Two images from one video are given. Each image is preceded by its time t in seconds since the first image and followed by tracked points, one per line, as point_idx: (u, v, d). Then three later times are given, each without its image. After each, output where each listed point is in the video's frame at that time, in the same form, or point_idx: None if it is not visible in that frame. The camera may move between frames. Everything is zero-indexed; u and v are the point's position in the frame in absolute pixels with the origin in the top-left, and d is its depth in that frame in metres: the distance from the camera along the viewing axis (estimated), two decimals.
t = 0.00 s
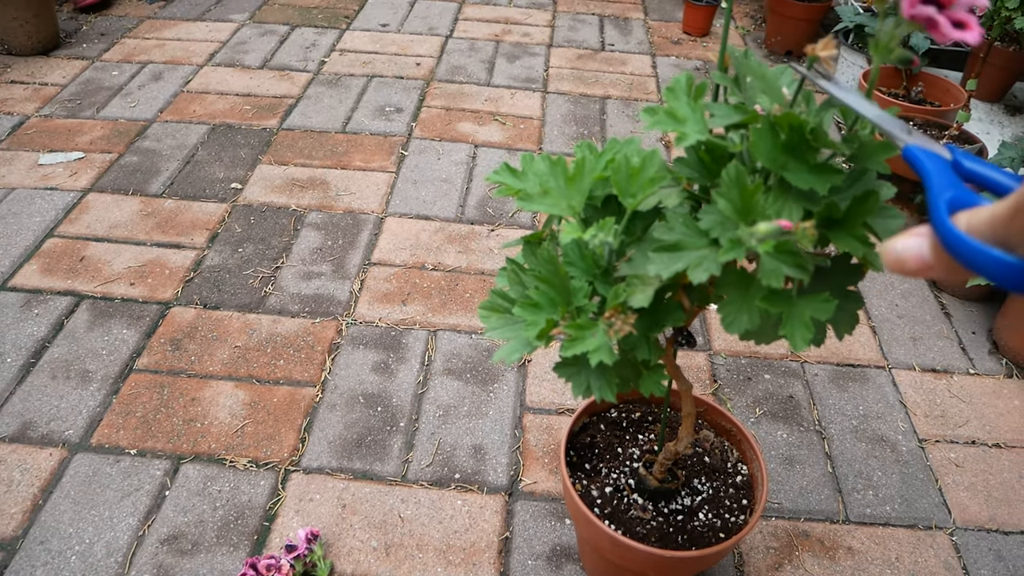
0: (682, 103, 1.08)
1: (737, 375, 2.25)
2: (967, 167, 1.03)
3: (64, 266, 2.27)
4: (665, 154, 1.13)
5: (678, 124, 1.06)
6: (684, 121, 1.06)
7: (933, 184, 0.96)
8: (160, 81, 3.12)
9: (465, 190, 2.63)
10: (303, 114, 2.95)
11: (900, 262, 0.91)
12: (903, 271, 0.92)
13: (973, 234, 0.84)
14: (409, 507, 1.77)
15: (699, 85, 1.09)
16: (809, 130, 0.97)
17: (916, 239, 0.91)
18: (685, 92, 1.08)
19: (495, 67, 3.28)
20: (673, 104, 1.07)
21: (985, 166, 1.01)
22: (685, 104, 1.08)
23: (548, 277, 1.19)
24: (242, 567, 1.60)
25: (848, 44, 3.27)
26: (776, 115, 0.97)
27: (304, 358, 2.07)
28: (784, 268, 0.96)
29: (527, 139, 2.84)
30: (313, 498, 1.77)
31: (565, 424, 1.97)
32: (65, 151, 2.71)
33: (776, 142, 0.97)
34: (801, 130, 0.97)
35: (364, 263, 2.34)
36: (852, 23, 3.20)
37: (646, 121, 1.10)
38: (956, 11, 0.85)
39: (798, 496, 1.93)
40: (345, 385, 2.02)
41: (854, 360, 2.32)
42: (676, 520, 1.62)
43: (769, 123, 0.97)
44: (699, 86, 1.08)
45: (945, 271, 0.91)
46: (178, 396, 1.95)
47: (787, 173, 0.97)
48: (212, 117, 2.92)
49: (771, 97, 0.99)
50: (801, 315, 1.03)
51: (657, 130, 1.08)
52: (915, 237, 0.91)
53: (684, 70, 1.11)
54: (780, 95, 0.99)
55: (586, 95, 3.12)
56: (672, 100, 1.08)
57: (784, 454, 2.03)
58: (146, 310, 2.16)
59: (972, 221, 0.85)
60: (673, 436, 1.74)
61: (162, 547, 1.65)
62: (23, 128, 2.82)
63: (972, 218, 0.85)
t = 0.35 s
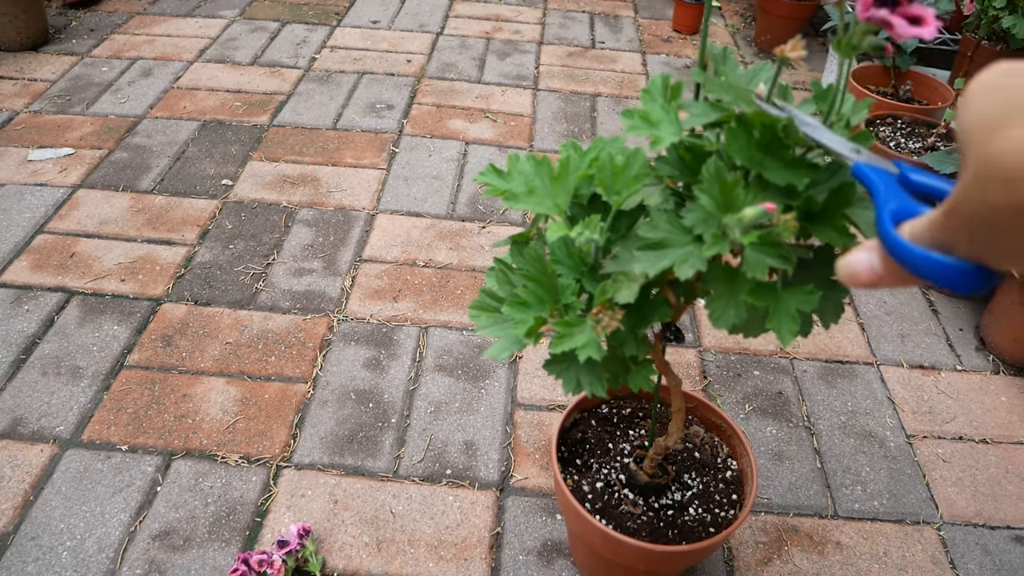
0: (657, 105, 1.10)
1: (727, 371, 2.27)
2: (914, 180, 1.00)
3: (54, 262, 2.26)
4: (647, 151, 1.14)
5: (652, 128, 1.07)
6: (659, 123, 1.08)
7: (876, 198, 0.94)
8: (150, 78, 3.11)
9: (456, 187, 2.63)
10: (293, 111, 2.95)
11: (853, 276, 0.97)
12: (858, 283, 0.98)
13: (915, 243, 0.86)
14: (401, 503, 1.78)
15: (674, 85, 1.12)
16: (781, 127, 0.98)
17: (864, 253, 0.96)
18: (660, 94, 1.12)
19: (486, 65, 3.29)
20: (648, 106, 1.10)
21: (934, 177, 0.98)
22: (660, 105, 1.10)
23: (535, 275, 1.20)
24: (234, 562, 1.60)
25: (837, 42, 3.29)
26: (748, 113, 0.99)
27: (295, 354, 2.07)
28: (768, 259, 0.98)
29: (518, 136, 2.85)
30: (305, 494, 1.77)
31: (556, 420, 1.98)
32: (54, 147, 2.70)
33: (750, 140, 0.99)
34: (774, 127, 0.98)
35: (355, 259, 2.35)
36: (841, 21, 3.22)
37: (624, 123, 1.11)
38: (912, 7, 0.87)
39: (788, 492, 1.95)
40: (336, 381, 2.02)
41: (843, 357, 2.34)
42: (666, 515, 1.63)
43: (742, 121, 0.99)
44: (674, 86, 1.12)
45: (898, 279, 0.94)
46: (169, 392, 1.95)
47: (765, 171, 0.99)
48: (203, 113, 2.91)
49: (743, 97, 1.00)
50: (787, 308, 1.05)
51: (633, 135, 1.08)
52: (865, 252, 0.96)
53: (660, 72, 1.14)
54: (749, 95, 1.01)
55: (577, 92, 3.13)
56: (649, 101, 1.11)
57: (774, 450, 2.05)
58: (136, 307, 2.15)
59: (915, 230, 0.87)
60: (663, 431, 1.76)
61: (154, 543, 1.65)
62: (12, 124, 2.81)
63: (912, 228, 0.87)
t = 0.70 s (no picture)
0: (636, 114, 1.10)
1: (718, 369, 2.29)
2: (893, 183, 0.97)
3: (46, 259, 2.26)
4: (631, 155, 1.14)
5: (627, 140, 1.08)
6: (634, 135, 1.09)
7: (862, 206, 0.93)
8: (141, 75, 3.11)
9: (448, 185, 2.64)
10: (285, 109, 2.95)
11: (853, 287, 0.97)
12: (859, 294, 0.98)
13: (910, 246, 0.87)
14: (393, 500, 1.79)
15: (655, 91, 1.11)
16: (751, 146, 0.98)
17: (860, 264, 0.97)
18: (642, 102, 1.11)
19: (477, 63, 3.29)
20: (626, 117, 1.10)
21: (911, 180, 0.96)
22: (639, 114, 1.10)
23: (523, 273, 1.21)
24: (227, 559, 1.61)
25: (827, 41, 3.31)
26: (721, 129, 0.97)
27: (287, 352, 2.07)
28: (744, 272, 0.98)
29: (510, 134, 2.86)
30: (297, 491, 1.78)
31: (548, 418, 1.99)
32: (45, 145, 2.69)
33: (724, 155, 1.00)
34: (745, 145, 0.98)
35: (347, 257, 2.35)
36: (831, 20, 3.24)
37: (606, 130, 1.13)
38: (895, 56, 0.82)
39: (779, 488, 1.97)
40: (329, 378, 2.03)
41: (833, 355, 2.36)
42: (658, 511, 1.65)
43: (715, 139, 1.00)
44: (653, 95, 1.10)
45: (897, 286, 0.95)
46: (161, 390, 1.95)
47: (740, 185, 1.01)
48: (194, 111, 2.91)
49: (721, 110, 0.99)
50: (763, 320, 1.04)
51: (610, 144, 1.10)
52: (859, 263, 0.97)
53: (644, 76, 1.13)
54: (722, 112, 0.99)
55: (568, 91, 3.14)
56: (631, 109, 1.11)
57: (764, 447, 2.07)
58: (128, 304, 2.15)
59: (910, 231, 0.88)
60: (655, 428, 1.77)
61: (146, 540, 1.66)
62: (3, 122, 2.80)
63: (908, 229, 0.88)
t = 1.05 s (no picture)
0: (655, 95, 1.12)
1: (713, 365, 2.30)
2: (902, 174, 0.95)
3: (42, 258, 2.26)
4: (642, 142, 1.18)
5: (652, 118, 1.09)
6: (657, 114, 1.10)
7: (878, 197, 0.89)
8: (137, 74, 3.11)
9: (444, 183, 2.65)
10: (281, 108, 2.96)
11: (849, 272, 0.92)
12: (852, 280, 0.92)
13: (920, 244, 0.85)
14: (390, 496, 1.79)
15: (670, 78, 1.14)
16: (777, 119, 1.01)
17: (864, 245, 0.90)
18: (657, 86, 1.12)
19: (472, 62, 3.31)
20: (647, 97, 1.11)
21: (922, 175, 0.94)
22: (658, 96, 1.12)
23: (530, 262, 1.21)
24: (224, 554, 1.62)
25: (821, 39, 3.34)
26: (746, 104, 1.02)
27: (284, 349, 2.08)
28: (763, 250, 1.00)
29: (505, 133, 2.87)
30: (294, 487, 1.79)
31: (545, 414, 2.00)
32: (41, 144, 2.69)
33: (747, 130, 1.02)
34: (771, 119, 1.01)
35: (343, 255, 2.36)
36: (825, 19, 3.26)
37: (620, 114, 1.13)
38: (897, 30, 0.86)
39: (774, 483, 1.98)
40: (325, 375, 2.03)
41: (827, 351, 2.38)
42: (653, 505, 1.66)
43: (740, 114, 1.02)
44: (670, 79, 1.13)
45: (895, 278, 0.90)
46: (158, 387, 1.96)
47: (761, 161, 1.03)
48: (190, 110, 2.92)
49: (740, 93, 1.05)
50: (779, 298, 1.07)
51: (631, 124, 1.10)
52: (863, 244, 0.91)
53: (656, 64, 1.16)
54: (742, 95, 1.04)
55: (563, 90, 3.15)
56: (647, 92, 1.13)
57: (759, 443, 2.09)
58: (125, 302, 2.16)
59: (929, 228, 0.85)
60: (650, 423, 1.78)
61: (143, 536, 1.66)
62: None
63: (918, 228, 0.86)
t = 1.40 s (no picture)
0: (645, 95, 1.15)
1: (710, 362, 2.31)
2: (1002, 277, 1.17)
3: (42, 260, 2.27)
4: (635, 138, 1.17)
5: (641, 117, 1.12)
6: (647, 113, 1.12)
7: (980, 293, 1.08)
8: (135, 78, 3.12)
9: (441, 184, 2.67)
10: (278, 110, 2.97)
11: (934, 361, 0.97)
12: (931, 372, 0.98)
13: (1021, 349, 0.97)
14: (389, 494, 1.80)
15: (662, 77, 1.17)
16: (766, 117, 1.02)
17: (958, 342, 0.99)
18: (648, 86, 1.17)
19: (469, 63, 3.33)
20: (637, 96, 1.14)
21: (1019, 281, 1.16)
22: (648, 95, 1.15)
23: (525, 260, 1.21)
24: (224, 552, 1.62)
25: (817, 37, 3.36)
26: (736, 103, 1.03)
27: (283, 349, 2.09)
28: (752, 247, 1.01)
29: (502, 134, 2.89)
30: (294, 485, 1.79)
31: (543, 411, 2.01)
32: (40, 147, 2.71)
33: (737, 128, 1.03)
34: (760, 117, 1.02)
35: (341, 256, 2.37)
36: (820, 17, 3.28)
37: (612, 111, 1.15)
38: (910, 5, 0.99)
39: (772, 479, 1.99)
40: (324, 375, 2.04)
41: (825, 347, 2.39)
42: (651, 500, 1.66)
43: (729, 111, 1.03)
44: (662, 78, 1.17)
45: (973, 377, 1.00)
46: (158, 387, 1.97)
47: (751, 159, 1.04)
48: (188, 113, 2.93)
49: (730, 89, 1.06)
50: (769, 294, 1.08)
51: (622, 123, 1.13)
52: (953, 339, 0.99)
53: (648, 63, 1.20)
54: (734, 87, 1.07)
55: (560, 90, 3.17)
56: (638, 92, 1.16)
57: (758, 439, 2.09)
58: (124, 304, 2.17)
59: (1021, 339, 0.99)
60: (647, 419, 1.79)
61: (144, 535, 1.67)
62: None
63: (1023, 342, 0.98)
